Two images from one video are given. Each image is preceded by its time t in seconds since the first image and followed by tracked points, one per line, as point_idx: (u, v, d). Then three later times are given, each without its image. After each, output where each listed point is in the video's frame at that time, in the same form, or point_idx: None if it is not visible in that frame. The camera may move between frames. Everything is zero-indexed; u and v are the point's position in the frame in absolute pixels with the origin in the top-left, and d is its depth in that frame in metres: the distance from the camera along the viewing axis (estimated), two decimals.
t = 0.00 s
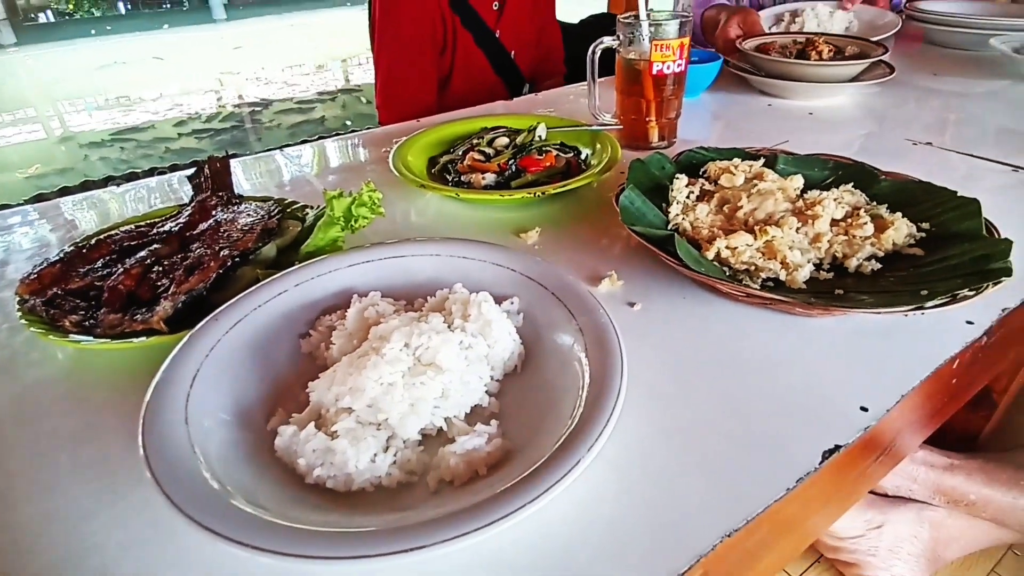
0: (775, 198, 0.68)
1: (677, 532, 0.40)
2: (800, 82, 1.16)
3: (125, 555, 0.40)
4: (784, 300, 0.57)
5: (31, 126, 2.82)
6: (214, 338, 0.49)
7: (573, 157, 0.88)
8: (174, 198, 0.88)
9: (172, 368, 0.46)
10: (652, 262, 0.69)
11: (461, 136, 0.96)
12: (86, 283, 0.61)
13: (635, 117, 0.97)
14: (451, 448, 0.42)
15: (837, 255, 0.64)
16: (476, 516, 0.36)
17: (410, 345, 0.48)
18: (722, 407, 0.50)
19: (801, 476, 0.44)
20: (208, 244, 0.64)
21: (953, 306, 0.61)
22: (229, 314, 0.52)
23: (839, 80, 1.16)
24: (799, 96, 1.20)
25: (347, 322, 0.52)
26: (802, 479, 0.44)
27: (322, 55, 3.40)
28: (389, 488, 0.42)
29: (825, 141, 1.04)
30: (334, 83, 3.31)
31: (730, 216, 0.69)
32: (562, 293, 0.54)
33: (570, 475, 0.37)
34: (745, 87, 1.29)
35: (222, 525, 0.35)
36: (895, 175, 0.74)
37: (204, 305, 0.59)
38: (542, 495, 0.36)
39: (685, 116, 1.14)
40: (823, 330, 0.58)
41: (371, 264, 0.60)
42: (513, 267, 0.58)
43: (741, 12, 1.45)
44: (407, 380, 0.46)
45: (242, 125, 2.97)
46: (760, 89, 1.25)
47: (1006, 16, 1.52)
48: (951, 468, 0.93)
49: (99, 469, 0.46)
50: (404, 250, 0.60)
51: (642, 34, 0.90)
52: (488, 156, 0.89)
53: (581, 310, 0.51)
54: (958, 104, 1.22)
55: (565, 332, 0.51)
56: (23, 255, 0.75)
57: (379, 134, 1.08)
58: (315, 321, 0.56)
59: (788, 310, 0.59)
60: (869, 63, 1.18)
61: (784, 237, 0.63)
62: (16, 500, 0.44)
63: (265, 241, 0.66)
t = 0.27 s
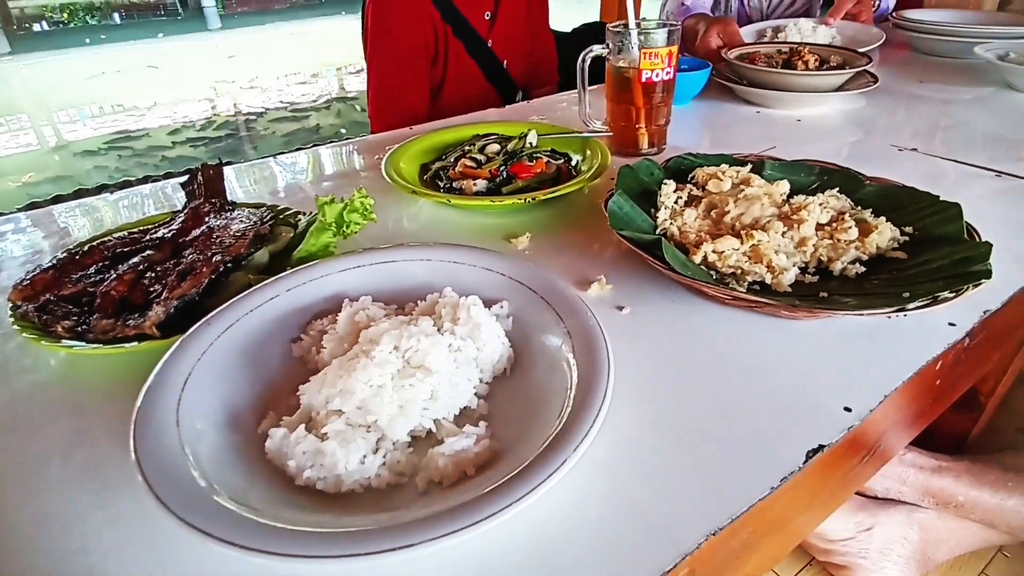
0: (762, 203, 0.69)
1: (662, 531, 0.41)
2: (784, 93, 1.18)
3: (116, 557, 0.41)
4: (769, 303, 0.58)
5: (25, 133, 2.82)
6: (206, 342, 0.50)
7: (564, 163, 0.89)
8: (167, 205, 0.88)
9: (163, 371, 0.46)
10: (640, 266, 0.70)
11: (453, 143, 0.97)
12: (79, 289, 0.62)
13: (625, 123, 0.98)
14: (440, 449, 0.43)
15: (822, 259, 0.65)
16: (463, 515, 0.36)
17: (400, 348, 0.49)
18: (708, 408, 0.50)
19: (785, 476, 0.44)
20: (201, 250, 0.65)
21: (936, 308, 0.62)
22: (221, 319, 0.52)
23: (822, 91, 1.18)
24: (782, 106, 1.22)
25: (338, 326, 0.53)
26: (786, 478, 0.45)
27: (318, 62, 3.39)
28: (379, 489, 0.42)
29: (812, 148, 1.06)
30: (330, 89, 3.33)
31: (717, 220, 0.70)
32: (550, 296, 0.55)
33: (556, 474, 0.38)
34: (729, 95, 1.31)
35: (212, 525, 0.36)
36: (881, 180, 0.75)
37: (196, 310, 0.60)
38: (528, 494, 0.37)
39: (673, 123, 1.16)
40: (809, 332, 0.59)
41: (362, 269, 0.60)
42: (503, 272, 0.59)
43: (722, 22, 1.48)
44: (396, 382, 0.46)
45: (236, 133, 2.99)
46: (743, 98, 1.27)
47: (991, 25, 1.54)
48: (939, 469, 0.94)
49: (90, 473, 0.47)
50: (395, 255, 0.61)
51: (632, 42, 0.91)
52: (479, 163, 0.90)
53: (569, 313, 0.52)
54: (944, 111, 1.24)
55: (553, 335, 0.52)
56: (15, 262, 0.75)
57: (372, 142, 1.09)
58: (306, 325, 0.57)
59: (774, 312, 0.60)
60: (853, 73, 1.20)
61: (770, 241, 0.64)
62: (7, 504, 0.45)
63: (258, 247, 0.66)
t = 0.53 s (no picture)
0: (753, 212, 0.70)
1: (652, 538, 0.41)
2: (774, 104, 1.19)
3: (109, 566, 0.41)
4: (758, 310, 0.58)
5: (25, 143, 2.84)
6: (199, 351, 0.50)
7: (557, 172, 0.90)
8: (163, 214, 0.89)
9: (156, 381, 0.46)
10: (632, 274, 0.70)
11: (448, 152, 0.98)
12: (74, 297, 0.62)
13: (618, 133, 0.99)
14: (431, 457, 0.43)
15: (812, 267, 0.65)
16: (453, 523, 0.36)
17: (392, 357, 0.49)
18: (699, 415, 0.51)
19: (774, 483, 0.45)
20: (195, 259, 0.65)
21: (925, 315, 0.62)
22: (215, 328, 0.52)
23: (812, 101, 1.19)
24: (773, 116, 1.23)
25: (331, 334, 0.53)
26: (776, 485, 0.45)
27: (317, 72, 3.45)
28: (370, 497, 0.42)
29: (804, 157, 1.07)
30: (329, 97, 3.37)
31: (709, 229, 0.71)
32: (542, 304, 0.55)
33: (546, 482, 0.38)
34: (720, 105, 1.32)
35: (203, 534, 0.36)
36: (870, 188, 0.76)
37: (190, 318, 0.60)
38: (518, 501, 0.37)
39: (665, 133, 1.17)
40: (799, 340, 0.59)
41: (356, 277, 0.61)
42: (496, 280, 0.59)
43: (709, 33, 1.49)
44: (388, 391, 0.46)
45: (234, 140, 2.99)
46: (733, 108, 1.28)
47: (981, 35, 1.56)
48: (932, 476, 0.94)
49: (83, 482, 0.47)
50: (389, 264, 0.61)
51: (625, 52, 0.92)
52: (473, 172, 0.90)
53: (561, 321, 0.53)
54: (934, 120, 1.25)
55: (545, 343, 0.52)
56: (11, 272, 0.75)
57: (367, 150, 1.10)
58: (300, 334, 0.57)
59: (764, 320, 0.61)
60: (843, 84, 1.21)
61: (761, 250, 0.64)
62: None
63: (252, 255, 0.67)
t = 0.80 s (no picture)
0: (748, 222, 0.70)
1: (648, 548, 0.41)
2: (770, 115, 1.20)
3: None
4: (753, 320, 0.59)
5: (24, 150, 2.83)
6: (197, 361, 0.50)
7: (554, 183, 0.91)
8: (160, 223, 0.89)
9: (153, 391, 0.46)
10: (628, 284, 0.70)
11: (445, 163, 0.98)
12: (71, 307, 0.62)
13: (614, 143, 1.00)
14: (428, 466, 0.43)
15: (807, 277, 0.66)
16: (448, 532, 0.36)
17: (388, 366, 0.49)
18: (694, 425, 0.51)
19: (770, 492, 0.45)
20: (193, 269, 0.65)
21: (919, 325, 0.63)
22: (213, 338, 0.53)
23: (807, 113, 1.21)
24: (768, 128, 1.24)
25: (328, 344, 0.53)
26: (771, 495, 0.45)
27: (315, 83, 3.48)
28: (366, 507, 0.42)
29: (798, 167, 1.08)
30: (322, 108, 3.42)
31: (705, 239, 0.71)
32: (539, 314, 0.55)
33: (542, 491, 0.38)
34: (716, 117, 1.33)
35: (199, 544, 0.36)
36: (865, 199, 0.76)
37: (187, 327, 0.60)
38: (514, 510, 0.37)
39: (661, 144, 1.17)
40: (794, 348, 0.60)
41: (354, 287, 0.61)
42: (493, 290, 0.60)
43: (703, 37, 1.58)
44: (385, 400, 0.47)
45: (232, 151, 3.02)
46: (727, 119, 1.29)
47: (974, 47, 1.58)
48: (929, 486, 0.95)
49: (79, 492, 0.47)
50: (386, 274, 0.62)
51: (622, 65, 0.93)
52: (471, 183, 0.91)
53: (558, 331, 0.53)
54: (927, 131, 1.27)
55: (542, 353, 0.52)
56: (8, 281, 0.75)
57: (365, 160, 1.10)
58: (297, 343, 0.57)
59: (759, 329, 0.61)
60: (837, 95, 1.22)
61: (756, 260, 0.65)
62: None
63: (250, 265, 0.67)
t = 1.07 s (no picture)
0: (742, 237, 0.71)
1: (644, 560, 0.41)
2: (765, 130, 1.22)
3: None
4: (747, 333, 0.59)
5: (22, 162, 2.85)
6: (197, 374, 0.51)
7: (551, 197, 0.91)
8: (160, 237, 0.90)
9: (153, 405, 0.47)
10: (624, 297, 0.71)
11: (443, 177, 0.99)
12: (72, 319, 0.62)
13: (610, 158, 1.01)
14: (425, 479, 0.44)
15: (801, 290, 0.67)
16: (446, 544, 0.37)
17: (387, 380, 0.50)
18: (689, 438, 0.51)
19: (764, 505, 0.45)
20: (193, 282, 0.66)
21: (912, 338, 0.63)
22: (213, 351, 0.53)
23: (801, 128, 1.22)
24: (762, 142, 1.26)
25: (327, 357, 0.54)
26: (766, 507, 0.45)
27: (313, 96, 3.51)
28: (364, 519, 0.43)
29: (793, 181, 1.09)
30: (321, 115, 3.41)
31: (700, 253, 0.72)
32: (536, 328, 0.56)
33: (538, 504, 0.39)
34: (711, 132, 1.35)
35: (199, 557, 0.36)
36: (857, 213, 0.77)
37: (186, 340, 0.61)
38: (510, 524, 0.38)
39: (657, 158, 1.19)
40: (788, 362, 0.60)
41: (353, 301, 0.62)
42: (491, 303, 0.61)
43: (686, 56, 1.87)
44: (384, 413, 0.47)
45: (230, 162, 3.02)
46: (722, 133, 1.31)
47: (965, 63, 1.60)
48: (925, 498, 0.97)
49: (79, 505, 0.47)
50: (385, 288, 0.62)
51: (619, 82, 0.94)
52: (469, 196, 0.92)
53: (555, 344, 0.54)
54: (919, 145, 1.28)
55: (539, 365, 0.53)
56: (8, 295, 0.76)
57: (363, 174, 1.11)
58: (296, 356, 0.57)
59: (754, 343, 0.62)
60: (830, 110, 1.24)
61: (750, 274, 0.66)
62: None
63: (250, 279, 0.68)
